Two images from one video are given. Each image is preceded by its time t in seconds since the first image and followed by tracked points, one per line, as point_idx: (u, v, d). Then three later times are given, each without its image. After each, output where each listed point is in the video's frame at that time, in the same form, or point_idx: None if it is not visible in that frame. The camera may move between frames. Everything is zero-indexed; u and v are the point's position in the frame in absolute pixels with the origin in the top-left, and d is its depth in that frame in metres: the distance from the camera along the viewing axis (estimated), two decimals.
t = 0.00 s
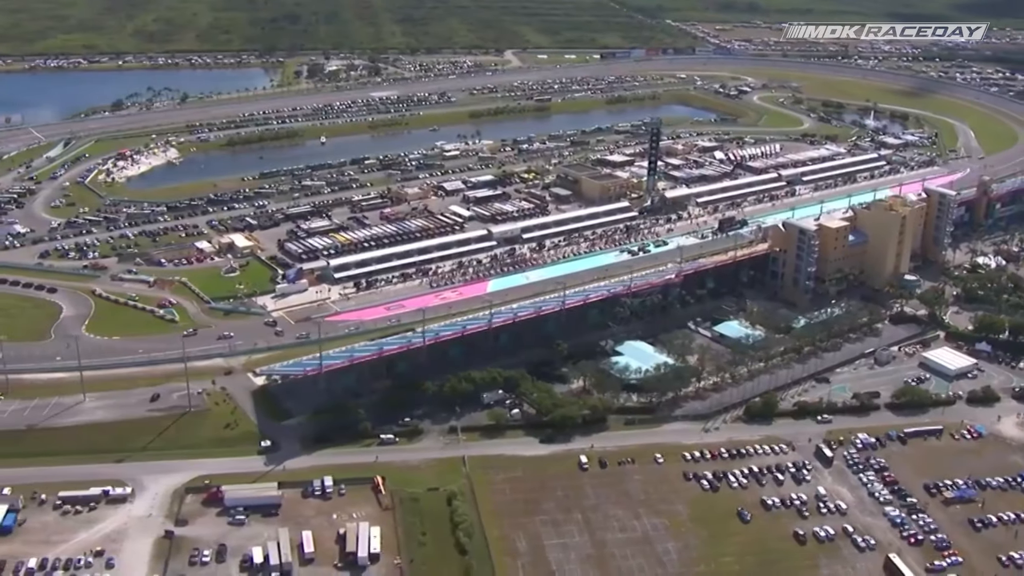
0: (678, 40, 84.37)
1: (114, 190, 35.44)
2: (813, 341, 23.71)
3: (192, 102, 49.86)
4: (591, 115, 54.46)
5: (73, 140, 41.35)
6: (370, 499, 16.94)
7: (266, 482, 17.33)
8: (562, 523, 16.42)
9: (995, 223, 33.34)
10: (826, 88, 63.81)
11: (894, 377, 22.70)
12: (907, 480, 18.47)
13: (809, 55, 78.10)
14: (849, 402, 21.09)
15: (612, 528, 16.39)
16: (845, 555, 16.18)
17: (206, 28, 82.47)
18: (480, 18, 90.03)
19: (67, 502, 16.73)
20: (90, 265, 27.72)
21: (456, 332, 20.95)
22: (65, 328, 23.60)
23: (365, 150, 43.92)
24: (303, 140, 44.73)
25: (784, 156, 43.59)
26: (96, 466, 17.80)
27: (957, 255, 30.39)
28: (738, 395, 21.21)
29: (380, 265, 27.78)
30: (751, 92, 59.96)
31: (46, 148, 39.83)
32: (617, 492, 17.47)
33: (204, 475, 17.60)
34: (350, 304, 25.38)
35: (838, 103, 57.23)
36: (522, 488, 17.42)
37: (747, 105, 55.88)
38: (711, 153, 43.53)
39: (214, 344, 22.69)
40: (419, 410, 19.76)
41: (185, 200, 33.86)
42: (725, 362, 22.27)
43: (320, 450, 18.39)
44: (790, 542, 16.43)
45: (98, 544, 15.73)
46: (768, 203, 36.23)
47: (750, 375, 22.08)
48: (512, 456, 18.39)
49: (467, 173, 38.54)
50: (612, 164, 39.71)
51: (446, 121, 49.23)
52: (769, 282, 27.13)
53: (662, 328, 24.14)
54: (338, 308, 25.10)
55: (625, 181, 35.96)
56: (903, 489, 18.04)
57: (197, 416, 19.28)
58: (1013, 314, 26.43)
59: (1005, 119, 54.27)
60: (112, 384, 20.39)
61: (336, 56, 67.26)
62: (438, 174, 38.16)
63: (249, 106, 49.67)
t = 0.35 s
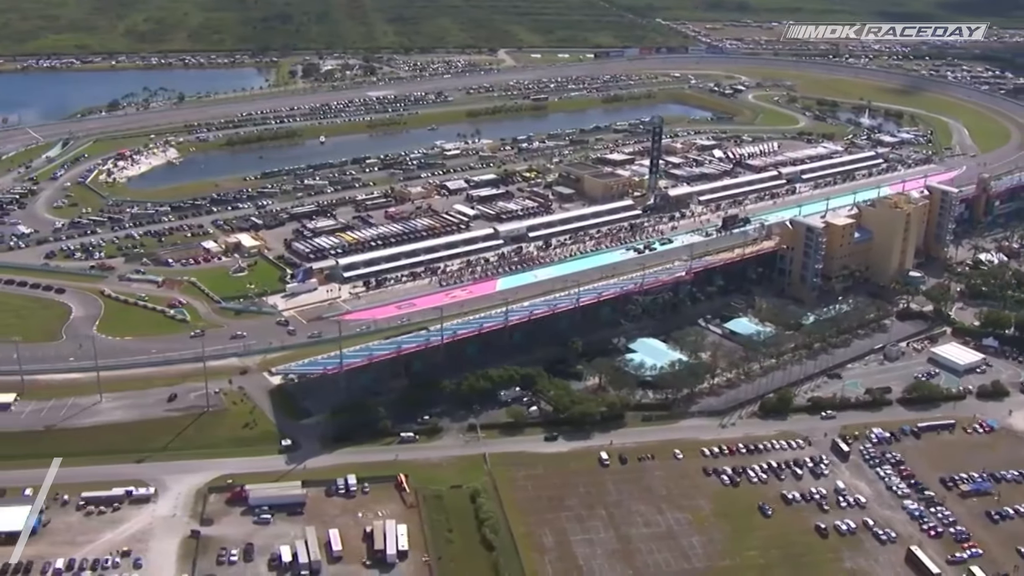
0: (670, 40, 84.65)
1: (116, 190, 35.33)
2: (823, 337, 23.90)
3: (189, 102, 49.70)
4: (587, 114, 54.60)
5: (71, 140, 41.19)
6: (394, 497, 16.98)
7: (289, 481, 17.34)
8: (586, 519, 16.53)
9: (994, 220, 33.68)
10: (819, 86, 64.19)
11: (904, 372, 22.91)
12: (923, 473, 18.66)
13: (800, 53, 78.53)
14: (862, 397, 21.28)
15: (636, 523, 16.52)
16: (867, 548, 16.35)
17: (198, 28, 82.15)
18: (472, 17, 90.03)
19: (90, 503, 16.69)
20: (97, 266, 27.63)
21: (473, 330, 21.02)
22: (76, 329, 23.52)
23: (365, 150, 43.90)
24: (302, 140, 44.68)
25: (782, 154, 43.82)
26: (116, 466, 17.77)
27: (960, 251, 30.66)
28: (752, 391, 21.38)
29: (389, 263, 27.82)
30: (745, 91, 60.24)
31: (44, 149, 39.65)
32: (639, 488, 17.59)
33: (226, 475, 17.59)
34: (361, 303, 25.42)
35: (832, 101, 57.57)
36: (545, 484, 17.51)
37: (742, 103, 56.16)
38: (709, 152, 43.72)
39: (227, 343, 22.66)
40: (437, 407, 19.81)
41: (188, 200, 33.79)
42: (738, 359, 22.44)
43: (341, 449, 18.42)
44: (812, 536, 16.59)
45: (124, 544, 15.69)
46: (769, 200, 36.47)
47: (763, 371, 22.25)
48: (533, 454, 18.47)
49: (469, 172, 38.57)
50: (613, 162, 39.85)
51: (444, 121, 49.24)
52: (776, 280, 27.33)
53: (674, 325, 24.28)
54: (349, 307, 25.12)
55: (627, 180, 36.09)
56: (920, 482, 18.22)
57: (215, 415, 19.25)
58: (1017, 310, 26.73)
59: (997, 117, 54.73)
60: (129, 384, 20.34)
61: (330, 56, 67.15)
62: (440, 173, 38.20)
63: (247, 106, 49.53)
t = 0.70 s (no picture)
0: (661, 39, 84.93)
1: (118, 190, 35.21)
2: (834, 332, 24.10)
3: (185, 101, 49.52)
4: (583, 113, 54.72)
5: (70, 141, 41.00)
6: (421, 495, 17.03)
7: (315, 479, 17.37)
8: (613, 514, 16.66)
9: (993, 217, 34.03)
10: (811, 85, 64.57)
11: (914, 367, 23.14)
12: (940, 466, 18.87)
13: (791, 52, 78.98)
14: (875, 392, 21.49)
15: (662, 518, 16.66)
16: (890, 541, 16.54)
17: (189, 28, 81.80)
18: (462, 16, 90.03)
19: (116, 503, 16.66)
20: (105, 266, 27.54)
21: (491, 328, 21.08)
22: (88, 329, 23.43)
23: (365, 149, 43.87)
24: (301, 140, 44.59)
25: (781, 152, 44.07)
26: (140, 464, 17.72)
27: (962, 248, 30.93)
28: (767, 387, 21.57)
29: (398, 262, 27.86)
30: (740, 89, 60.53)
31: (43, 150, 39.46)
32: (663, 483, 17.73)
33: (251, 474, 17.60)
34: (372, 302, 25.45)
35: (826, 99, 57.94)
36: (570, 481, 17.63)
37: (737, 102, 56.44)
38: (708, 150, 43.93)
39: (242, 343, 22.65)
40: (457, 405, 19.88)
41: (192, 200, 33.72)
42: (751, 354, 22.61)
43: (364, 447, 18.46)
44: (836, 529, 16.77)
45: (153, 544, 15.67)
46: (770, 198, 36.70)
47: (777, 367, 22.44)
48: (556, 450, 18.58)
49: (471, 171, 38.62)
50: (613, 161, 40.00)
51: (442, 120, 49.25)
52: (784, 277, 27.53)
53: (685, 322, 24.44)
54: (361, 306, 25.14)
55: (630, 178, 36.20)
56: (937, 475, 18.43)
57: (236, 415, 19.24)
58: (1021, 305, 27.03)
59: (989, 114, 55.24)
60: (147, 385, 20.29)
61: (324, 55, 67.01)
62: (442, 172, 38.22)
63: (244, 105, 49.37)
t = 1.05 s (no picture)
0: (652, 38, 85.19)
1: (120, 191, 35.12)
2: (844, 329, 24.31)
3: (181, 102, 49.36)
4: (579, 112, 54.89)
5: (68, 141, 40.84)
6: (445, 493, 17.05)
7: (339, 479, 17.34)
8: (637, 510, 16.79)
9: (993, 214, 34.33)
10: (804, 83, 64.96)
11: (924, 363, 23.36)
12: (955, 460, 19.09)
13: (782, 51, 79.43)
14: (887, 387, 21.69)
15: (686, 514, 16.80)
16: (910, 534, 16.72)
17: (180, 28, 81.49)
18: (454, 16, 90.04)
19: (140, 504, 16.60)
20: (113, 267, 27.46)
21: (508, 326, 21.16)
22: (100, 330, 23.40)
23: (364, 149, 43.85)
24: (300, 140, 44.51)
25: (779, 150, 44.31)
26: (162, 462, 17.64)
27: (964, 244, 31.21)
28: (780, 383, 21.75)
29: (406, 261, 27.91)
30: (734, 88, 60.83)
31: (42, 151, 39.29)
32: (683, 480, 17.88)
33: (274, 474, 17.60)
34: (383, 301, 25.48)
35: (820, 98, 58.29)
36: (592, 477, 17.76)
37: (732, 100, 56.74)
38: (707, 148, 44.12)
39: (255, 343, 22.63)
40: (476, 403, 19.95)
41: (196, 200, 33.65)
42: (763, 351, 22.78)
43: (385, 445, 18.49)
44: (857, 523, 16.95)
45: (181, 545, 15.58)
46: (771, 196, 36.93)
47: (789, 363, 22.62)
48: (576, 447, 18.71)
49: (472, 170, 38.68)
50: (614, 159, 40.15)
51: (440, 119, 49.26)
52: (791, 274, 27.72)
53: (696, 319, 24.60)
54: (372, 306, 25.16)
55: (632, 177, 36.33)
56: (953, 469, 18.63)
57: (255, 415, 19.24)
58: None
59: (982, 112, 55.72)
60: (163, 385, 20.25)
61: (318, 55, 66.89)
62: (444, 172, 38.28)
63: (241, 105, 49.24)
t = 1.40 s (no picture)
0: (642, 37, 85.49)
1: (123, 192, 34.97)
2: (853, 325, 24.55)
3: (177, 102, 49.25)
4: (575, 111, 55.03)
5: (66, 142, 40.65)
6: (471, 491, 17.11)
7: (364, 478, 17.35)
8: (662, 506, 16.95)
9: (992, 210, 34.72)
10: (796, 81, 65.40)
11: (933, 358, 23.62)
12: (970, 453, 19.32)
13: (772, 49, 79.88)
14: (900, 382, 21.92)
15: (710, 509, 16.97)
16: (931, 526, 16.95)
17: (170, 28, 81.19)
18: (444, 15, 90.04)
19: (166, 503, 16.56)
20: (121, 268, 27.37)
21: (526, 324, 21.26)
22: (113, 331, 23.33)
23: (364, 148, 43.87)
24: (299, 140, 44.46)
25: (777, 148, 44.61)
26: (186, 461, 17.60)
27: (966, 241, 31.53)
28: (794, 379, 21.95)
29: (416, 261, 27.97)
30: (727, 87, 61.18)
31: (41, 152, 39.13)
32: (706, 475, 18.04)
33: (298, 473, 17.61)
34: (395, 300, 25.52)
35: (814, 96, 58.71)
36: (615, 474, 17.89)
37: (727, 99, 57.04)
38: (705, 147, 44.36)
39: (270, 342, 22.61)
40: (495, 401, 20.02)
41: (199, 201, 33.59)
42: (775, 348, 22.97)
43: (408, 444, 18.54)
44: (878, 516, 17.16)
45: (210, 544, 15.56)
46: (772, 193, 37.21)
47: (801, 360, 22.82)
48: (597, 445, 18.85)
49: (474, 170, 38.78)
50: (614, 158, 40.34)
51: (438, 119, 49.31)
52: (798, 271, 27.94)
53: (707, 316, 24.78)
54: (384, 305, 25.21)
55: (634, 176, 36.49)
56: (969, 462, 18.87)
57: (277, 414, 19.23)
58: None
59: (974, 110, 56.30)
60: (181, 387, 20.18)
61: (311, 55, 66.81)
62: (446, 171, 38.35)
63: (237, 105, 49.13)
